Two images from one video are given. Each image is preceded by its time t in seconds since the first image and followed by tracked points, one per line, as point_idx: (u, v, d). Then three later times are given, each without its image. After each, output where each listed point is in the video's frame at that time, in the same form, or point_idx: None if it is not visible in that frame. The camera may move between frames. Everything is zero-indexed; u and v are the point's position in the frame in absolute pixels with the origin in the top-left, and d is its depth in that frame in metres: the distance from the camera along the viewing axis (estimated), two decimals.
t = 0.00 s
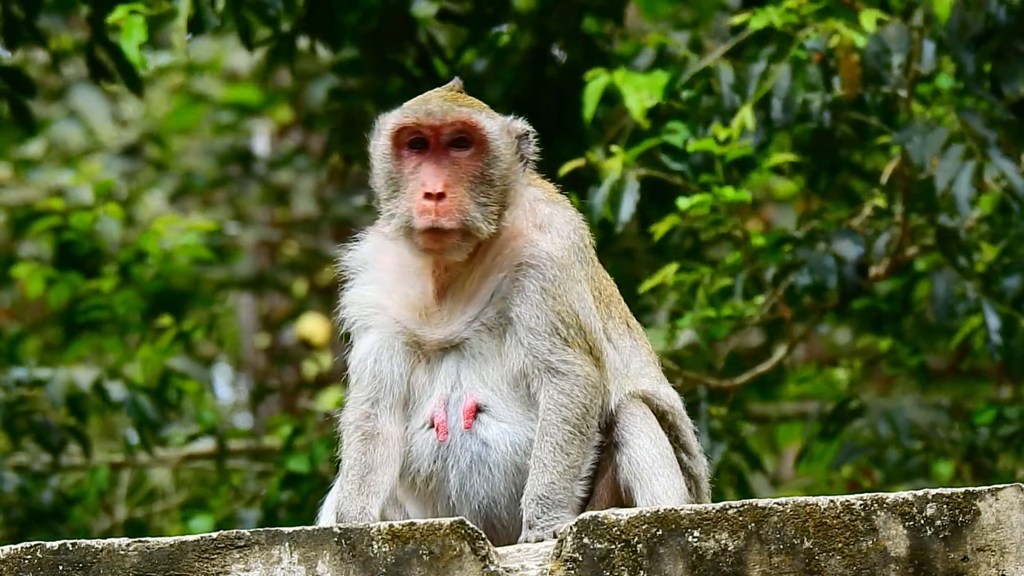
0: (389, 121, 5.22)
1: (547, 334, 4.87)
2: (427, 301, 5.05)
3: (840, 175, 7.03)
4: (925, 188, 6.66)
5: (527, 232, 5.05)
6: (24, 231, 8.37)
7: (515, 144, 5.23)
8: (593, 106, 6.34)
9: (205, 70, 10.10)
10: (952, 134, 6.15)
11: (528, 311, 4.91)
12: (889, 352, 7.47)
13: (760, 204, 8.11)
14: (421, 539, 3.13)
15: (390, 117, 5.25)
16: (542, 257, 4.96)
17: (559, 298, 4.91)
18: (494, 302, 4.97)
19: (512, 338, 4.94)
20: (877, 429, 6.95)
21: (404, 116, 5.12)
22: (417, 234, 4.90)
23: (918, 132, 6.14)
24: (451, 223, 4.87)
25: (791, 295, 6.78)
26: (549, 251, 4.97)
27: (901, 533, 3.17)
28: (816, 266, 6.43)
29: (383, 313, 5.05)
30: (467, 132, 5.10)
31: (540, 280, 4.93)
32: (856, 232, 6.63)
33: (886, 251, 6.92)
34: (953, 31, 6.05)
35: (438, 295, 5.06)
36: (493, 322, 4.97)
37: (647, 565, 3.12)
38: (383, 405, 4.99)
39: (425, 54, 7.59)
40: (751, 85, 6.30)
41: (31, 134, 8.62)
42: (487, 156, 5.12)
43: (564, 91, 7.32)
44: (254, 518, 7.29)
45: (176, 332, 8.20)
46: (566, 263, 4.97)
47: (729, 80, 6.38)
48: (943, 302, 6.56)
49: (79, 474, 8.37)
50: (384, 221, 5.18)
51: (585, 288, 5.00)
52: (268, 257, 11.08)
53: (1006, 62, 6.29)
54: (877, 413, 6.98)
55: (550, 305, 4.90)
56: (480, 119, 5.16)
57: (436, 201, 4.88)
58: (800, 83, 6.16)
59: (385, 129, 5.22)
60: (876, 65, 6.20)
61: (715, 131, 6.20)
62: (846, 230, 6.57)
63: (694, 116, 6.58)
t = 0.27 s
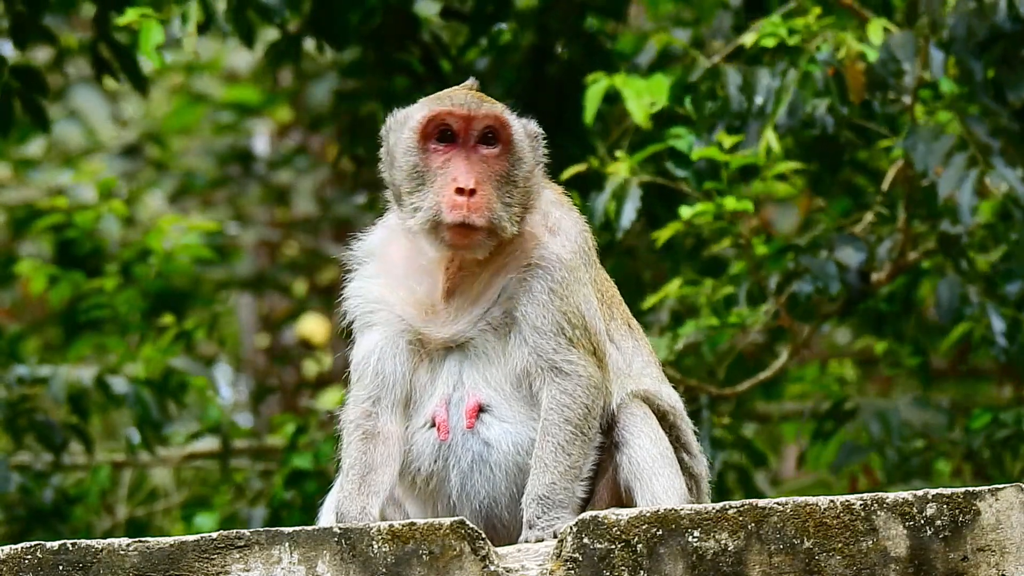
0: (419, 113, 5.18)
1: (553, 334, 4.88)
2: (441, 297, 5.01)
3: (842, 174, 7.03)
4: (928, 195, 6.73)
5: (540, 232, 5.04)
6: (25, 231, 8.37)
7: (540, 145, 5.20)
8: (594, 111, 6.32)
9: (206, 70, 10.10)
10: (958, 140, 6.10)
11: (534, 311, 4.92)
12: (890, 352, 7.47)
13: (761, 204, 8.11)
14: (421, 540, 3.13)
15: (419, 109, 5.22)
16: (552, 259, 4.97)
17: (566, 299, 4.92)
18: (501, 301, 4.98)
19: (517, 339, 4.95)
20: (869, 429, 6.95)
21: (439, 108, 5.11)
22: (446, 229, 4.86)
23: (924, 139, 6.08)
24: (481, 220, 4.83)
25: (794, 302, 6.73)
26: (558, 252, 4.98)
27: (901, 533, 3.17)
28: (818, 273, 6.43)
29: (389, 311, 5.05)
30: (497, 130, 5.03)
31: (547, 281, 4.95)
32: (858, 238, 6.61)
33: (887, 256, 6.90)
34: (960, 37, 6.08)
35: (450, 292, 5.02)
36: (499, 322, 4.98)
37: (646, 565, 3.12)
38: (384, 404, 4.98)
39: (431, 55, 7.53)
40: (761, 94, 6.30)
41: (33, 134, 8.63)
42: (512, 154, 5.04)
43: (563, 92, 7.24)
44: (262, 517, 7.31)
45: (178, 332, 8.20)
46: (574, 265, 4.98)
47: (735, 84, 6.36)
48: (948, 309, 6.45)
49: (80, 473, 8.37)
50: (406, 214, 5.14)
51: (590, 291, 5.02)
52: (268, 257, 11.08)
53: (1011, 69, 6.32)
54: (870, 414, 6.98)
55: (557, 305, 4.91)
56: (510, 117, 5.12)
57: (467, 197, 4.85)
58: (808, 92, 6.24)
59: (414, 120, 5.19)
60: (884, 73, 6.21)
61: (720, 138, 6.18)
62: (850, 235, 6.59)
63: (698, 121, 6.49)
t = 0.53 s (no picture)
0: (437, 109, 5.18)
1: (556, 334, 4.90)
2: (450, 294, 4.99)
3: (843, 173, 7.03)
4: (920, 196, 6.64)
5: (547, 233, 5.04)
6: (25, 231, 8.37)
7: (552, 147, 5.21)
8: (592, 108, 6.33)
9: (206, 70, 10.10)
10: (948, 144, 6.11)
11: (538, 311, 4.93)
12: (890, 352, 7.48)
13: (761, 203, 8.12)
14: (421, 539, 3.13)
15: (436, 106, 5.22)
16: (557, 260, 4.98)
17: (570, 300, 4.94)
18: (505, 302, 4.99)
19: (519, 339, 4.96)
20: (871, 427, 6.89)
21: (458, 105, 5.12)
22: (464, 224, 4.85)
23: (914, 144, 6.10)
24: (499, 217, 4.82)
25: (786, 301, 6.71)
26: (563, 254, 4.99)
27: (901, 533, 3.17)
28: (811, 273, 6.43)
29: (393, 309, 5.04)
30: (513, 129, 5.03)
31: (552, 282, 4.96)
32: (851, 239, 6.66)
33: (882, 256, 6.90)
34: (951, 42, 6.20)
35: (458, 290, 5.00)
36: (502, 323, 4.99)
37: (647, 565, 3.12)
38: (385, 403, 4.96)
39: (429, 52, 7.58)
40: (750, 98, 6.28)
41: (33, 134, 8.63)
42: (528, 154, 5.03)
43: (564, 91, 7.24)
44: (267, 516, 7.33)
45: (178, 331, 8.21)
46: (577, 267, 4.99)
47: (726, 91, 6.35)
48: (938, 309, 6.60)
49: (80, 473, 8.37)
50: (421, 210, 5.10)
51: (593, 292, 5.03)
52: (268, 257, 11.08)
53: (1006, 75, 6.38)
54: (871, 412, 6.92)
55: (560, 306, 4.93)
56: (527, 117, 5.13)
57: (486, 192, 4.84)
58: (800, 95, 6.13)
59: (431, 116, 5.18)
60: (876, 75, 6.32)
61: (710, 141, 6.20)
62: (842, 236, 6.64)
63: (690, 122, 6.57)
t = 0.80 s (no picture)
0: (444, 108, 5.20)
1: (559, 334, 4.89)
2: (455, 293, 4.99)
3: (842, 173, 7.04)
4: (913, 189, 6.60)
5: (550, 234, 5.05)
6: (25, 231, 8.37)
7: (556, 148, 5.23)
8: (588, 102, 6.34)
9: (206, 70, 10.11)
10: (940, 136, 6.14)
11: (541, 311, 4.94)
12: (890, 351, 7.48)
13: (761, 203, 8.11)
14: (421, 539, 3.13)
15: (442, 104, 5.23)
16: (560, 261, 4.98)
17: (573, 301, 4.94)
18: (508, 302, 4.99)
19: (522, 340, 4.96)
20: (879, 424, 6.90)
21: (465, 104, 5.14)
22: (472, 222, 4.87)
23: (904, 137, 6.13)
24: (506, 215, 4.84)
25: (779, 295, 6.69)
26: (567, 255, 5.00)
27: (901, 533, 3.17)
28: (803, 267, 6.43)
29: (394, 309, 5.03)
30: (519, 127, 5.06)
31: (556, 282, 4.96)
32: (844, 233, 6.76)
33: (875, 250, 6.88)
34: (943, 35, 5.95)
35: (462, 288, 5.00)
36: (505, 323, 4.99)
37: (647, 565, 3.12)
38: (386, 403, 4.94)
39: (427, 50, 7.55)
40: (739, 92, 6.29)
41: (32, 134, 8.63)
42: (534, 152, 5.07)
43: (564, 92, 7.24)
44: (254, 514, 7.31)
45: (178, 332, 8.21)
46: (580, 268, 5.00)
47: (716, 82, 6.36)
48: (932, 304, 6.43)
49: (80, 473, 8.37)
50: (426, 208, 5.12)
51: (595, 294, 5.03)
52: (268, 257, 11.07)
53: (1000, 66, 6.39)
54: (878, 409, 6.93)
55: (564, 307, 4.93)
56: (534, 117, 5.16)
57: (493, 190, 4.86)
58: (788, 89, 6.13)
59: (437, 115, 5.19)
60: (865, 70, 6.14)
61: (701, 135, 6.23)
62: (834, 231, 6.74)
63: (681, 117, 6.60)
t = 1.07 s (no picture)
0: (445, 107, 5.20)
1: (560, 334, 4.89)
2: (457, 293, 4.98)
3: (840, 175, 7.01)
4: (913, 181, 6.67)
5: (551, 234, 5.05)
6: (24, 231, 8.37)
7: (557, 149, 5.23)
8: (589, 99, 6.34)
9: (206, 71, 10.10)
10: (938, 125, 6.14)
11: (542, 311, 4.94)
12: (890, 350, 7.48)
13: (761, 202, 8.12)
14: (421, 539, 3.13)
15: (444, 104, 5.23)
16: (562, 261, 4.99)
17: (574, 301, 4.94)
18: (509, 302, 4.99)
19: (523, 340, 4.96)
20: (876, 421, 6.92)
21: (466, 103, 5.14)
22: (473, 221, 4.87)
23: (903, 126, 6.12)
24: (508, 214, 4.84)
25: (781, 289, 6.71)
26: (568, 255, 5.00)
27: (901, 533, 3.17)
28: (805, 259, 6.43)
29: (395, 308, 5.03)
30: (520, 126, 5.07)
31: (557, 283, 4.96)
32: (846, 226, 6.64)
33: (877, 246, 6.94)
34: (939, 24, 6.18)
35: (464, 288, 4.99)
36: (506, 323, 4.99)
37: (647, 565, 3.12)
38: (387, 403, 4.94)
39: (430, 52, 7.50)
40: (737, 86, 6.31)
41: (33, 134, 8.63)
42: (535, 151, 5.07)
43: (564, 92, 7.25)
44: (252, 514, 7.28)
45: (177, 332, 8.21)
46: (582, 268, 5.00)
47: (711, 78, 6.39)
48: (935, 298, 6.48)
49: (80, 473, 8.37)
50: (427, 207, 5.12)
51: (596, 294, 5.04)
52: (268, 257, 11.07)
53: (1000, 56, 6.32)
54: (876, 406, 6.95)
55: (565, 306, 4.93)
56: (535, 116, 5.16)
57: (493, 189, 4.87)
58: (786, 81, 6.11)
59: (439, 114, 5.19)
60: (861, 60, 6.15)
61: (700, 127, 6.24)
62: (837, 225, 6.63)
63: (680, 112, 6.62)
